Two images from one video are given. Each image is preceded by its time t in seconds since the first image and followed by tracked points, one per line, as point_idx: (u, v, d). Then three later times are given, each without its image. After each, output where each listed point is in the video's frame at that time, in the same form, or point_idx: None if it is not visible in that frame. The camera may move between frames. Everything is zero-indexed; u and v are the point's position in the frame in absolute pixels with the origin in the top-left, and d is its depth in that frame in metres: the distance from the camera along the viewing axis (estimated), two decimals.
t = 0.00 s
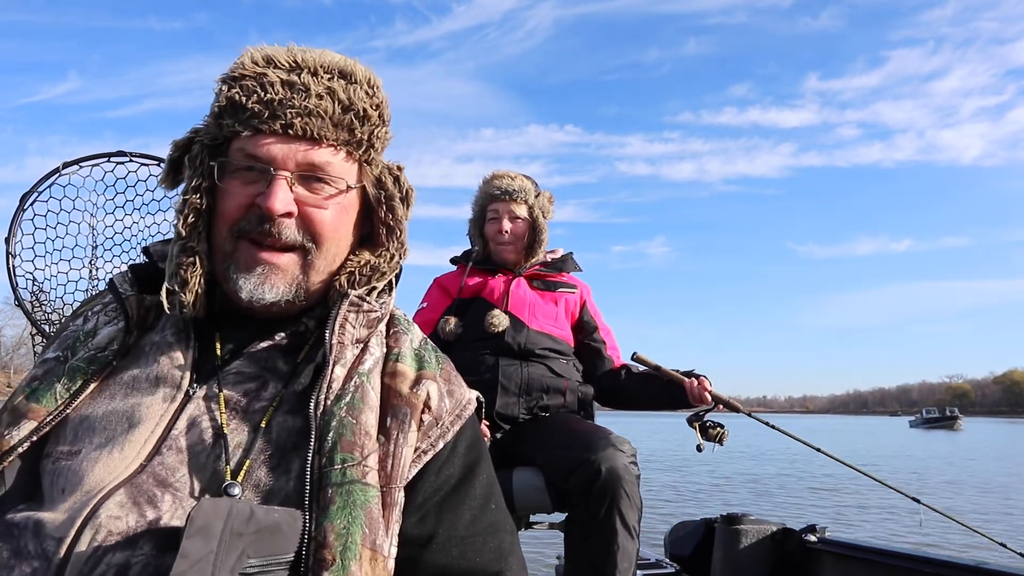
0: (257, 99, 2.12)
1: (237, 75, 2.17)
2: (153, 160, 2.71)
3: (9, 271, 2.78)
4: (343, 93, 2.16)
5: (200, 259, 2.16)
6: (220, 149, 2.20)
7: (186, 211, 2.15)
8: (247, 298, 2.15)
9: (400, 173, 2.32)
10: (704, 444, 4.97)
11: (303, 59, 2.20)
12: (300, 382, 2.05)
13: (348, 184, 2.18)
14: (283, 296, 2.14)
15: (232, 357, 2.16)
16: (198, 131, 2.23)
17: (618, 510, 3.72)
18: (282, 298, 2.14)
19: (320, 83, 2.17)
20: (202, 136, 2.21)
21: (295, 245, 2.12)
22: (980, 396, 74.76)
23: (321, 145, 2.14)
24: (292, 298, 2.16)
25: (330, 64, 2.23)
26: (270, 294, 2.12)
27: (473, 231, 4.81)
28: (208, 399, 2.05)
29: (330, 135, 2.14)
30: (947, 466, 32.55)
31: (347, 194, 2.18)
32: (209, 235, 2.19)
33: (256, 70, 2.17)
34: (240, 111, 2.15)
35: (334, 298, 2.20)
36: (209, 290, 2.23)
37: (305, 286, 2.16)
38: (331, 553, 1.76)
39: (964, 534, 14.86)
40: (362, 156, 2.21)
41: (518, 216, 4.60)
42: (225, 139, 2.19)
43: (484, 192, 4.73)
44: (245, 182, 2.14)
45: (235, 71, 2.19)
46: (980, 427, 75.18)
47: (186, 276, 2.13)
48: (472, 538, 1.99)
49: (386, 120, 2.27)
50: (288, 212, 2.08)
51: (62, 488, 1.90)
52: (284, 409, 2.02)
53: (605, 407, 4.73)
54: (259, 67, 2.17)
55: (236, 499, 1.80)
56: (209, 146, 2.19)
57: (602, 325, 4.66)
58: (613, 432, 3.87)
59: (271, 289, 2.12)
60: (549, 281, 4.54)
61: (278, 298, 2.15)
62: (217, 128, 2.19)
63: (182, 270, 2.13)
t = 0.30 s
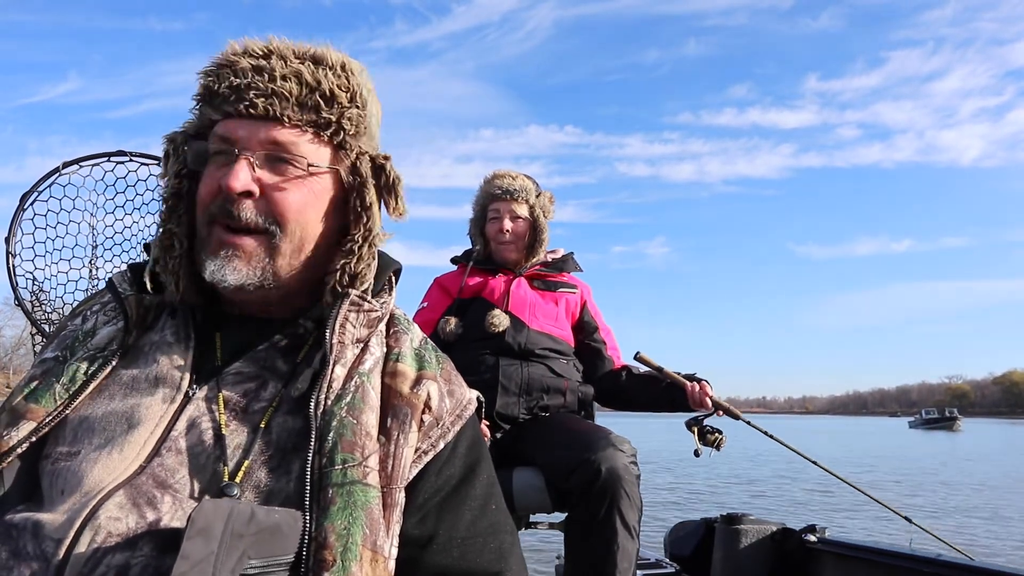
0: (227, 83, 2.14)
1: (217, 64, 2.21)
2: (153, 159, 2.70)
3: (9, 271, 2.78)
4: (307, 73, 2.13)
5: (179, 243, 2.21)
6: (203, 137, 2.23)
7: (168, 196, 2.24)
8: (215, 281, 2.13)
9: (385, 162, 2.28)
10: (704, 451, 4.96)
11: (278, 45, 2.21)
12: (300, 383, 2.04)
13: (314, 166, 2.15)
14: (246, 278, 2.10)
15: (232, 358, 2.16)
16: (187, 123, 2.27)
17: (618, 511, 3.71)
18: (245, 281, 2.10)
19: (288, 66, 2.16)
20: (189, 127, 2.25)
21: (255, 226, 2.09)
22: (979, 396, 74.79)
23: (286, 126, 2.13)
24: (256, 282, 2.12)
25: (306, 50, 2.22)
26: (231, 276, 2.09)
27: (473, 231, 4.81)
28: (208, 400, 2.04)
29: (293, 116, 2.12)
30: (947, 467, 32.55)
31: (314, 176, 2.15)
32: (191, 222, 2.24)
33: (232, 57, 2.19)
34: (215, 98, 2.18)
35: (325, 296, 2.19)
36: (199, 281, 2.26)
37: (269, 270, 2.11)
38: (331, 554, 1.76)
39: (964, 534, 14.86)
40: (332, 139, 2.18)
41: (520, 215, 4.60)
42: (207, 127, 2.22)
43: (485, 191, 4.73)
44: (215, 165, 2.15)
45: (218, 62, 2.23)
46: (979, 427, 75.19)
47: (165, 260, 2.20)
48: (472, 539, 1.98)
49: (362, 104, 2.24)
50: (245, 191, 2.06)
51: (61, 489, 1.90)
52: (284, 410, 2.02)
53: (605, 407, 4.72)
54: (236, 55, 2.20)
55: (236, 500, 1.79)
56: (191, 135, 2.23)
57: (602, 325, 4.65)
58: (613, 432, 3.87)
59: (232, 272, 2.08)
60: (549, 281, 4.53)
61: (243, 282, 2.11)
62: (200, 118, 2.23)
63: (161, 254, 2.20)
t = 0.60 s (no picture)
0: (216, 76, 2.18)
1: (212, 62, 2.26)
2: (153, 159, 2.71)
3: (9, 271, 2.78)
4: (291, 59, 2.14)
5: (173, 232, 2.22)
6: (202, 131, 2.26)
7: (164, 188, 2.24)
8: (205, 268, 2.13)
9: (374, 150, 2.27)
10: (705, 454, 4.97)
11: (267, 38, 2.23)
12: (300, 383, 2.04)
13: (298, 150, 2.14)
14: (234, 263, 2.08)
15: (233, 358, 2.16)
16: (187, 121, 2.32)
17: (618, 511, 3.71)
18: (234, 266, 2.09)
19: (274, 55, 2.18)
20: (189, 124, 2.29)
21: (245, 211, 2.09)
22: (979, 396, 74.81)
23: (270, 112, 2.14)
24: (244, 267, 2.10)
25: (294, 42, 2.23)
26: (219, 261, 2.08)
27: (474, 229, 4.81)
28: (209, 400, 2.05)
29: (276, 101, 2.13)
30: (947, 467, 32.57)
31: (300, 160, 2.14)
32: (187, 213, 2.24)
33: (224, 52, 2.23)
34: (209, 93, 2.22)
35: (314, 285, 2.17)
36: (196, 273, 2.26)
37: (256, 254, 2.10)
38: (332, 555, 1.76)
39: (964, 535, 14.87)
40: (316, 125, 2.17)
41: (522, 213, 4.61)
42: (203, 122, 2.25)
43: (486, 190, 4.74)
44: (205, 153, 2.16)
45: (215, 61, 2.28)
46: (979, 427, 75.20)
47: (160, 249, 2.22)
48: (473, 539, 1.99)
49: (347, 91, 2.22)
50: (231, 174, 2.08)
51: (62, 490, 1.90)
52: (285, 410, 2.02)
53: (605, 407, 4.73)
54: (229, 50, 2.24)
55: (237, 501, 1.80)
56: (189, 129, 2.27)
57: (602, 325, 4.66)
58: (613, 433, 3.87)
59: (220, 256, 2.08)
60: (550, 281, 4.53)
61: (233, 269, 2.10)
62: (198, 114, 2.26)
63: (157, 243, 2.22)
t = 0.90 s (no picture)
0: (246, 70, 2.25)
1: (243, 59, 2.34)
2: (154, 159, 2.71)
3: (9, 271, 2.78)
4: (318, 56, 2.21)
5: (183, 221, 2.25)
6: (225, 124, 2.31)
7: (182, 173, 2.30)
8: (212, 245, 2.11)
9: (390, 153, 2.29)
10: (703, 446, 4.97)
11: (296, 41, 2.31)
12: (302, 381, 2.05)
13: (316, 141, 2.16)
14: (242, 240, 2.07)
15: (234, 356, 2.16)
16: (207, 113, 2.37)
17: (618, 510, 3.71)
18: (241, 243, 2.08)
19: (302, 54, 2.25)
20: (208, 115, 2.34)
21: (259, 190, 2.10)
22: (979, 396, 74.83)
23: (293, 104, 2.19)
24: (252, 246, 2.09)
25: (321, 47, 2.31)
26: (227, 235, 2.06)
27: (473, 230, 4.81)
28: (209, 399, 2.05)
29: (301, 95, 2.19)
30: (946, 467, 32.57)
31: (316, 150, 2.16)
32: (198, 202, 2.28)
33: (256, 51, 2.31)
34: (235, 87, 2.29)
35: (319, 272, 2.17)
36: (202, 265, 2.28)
37: (265, 234, 2.09)
38: (333, 554, 1.76)
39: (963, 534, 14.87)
40: (336, 121, 2.21)
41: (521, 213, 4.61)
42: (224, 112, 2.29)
43: (485, 191, 4.74)
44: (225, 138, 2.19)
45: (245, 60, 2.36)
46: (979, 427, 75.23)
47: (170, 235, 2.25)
48: (474, 539, 1.99)
49: (369, 95, 2.28)
50: (249, 153, 2.10)
51: (62, 489, 1.90)
52: (285, 409, 2.02)
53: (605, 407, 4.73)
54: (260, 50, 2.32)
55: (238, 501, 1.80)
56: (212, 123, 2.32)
57: (602, 325, 4.66)
58: (613, 432, 3.87)
59: (228, 230, 2.06)
60: (550, 281, 4.53)
61: (240, 247, 2.09)
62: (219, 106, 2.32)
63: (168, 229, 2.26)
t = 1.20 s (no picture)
0: (251, 71, 2.26)
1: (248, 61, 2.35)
2: (154, 160, 2.71)
3: (9, 271, 2.78)
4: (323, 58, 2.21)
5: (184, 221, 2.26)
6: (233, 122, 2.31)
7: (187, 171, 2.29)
8: (215, 240, 2.12)
9: (392, 155, 2.29)
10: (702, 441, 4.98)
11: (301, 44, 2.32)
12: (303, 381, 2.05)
13: (320, 140, 2.16)
14: (245, 236, 2.08)
15: (234, 354, 2.17)
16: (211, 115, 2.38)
17: (618, 509, 3.72)
18: (245, 238, 2.08)
19: (307, 55, 2.25)
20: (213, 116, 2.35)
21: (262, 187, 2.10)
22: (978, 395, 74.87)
23: (298, 104, 2.19)
24: (255, 243, 2.09)
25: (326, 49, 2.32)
26: (230, 231, 2.07)
27: (471, 231, 4.80)
28: (209, 398, 2.05)
29: (305, 95, 2.19)
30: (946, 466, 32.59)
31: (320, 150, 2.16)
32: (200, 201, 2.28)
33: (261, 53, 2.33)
34: (239, 87, 2.29)
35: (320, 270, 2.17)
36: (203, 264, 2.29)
37: (268, 230, 2.09)
38: (334, 553, 1.76)
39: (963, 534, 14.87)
40: (339, 122, 2.21)
41: (516, 214, 4.59)
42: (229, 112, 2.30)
43: (483, 192, 4.73)
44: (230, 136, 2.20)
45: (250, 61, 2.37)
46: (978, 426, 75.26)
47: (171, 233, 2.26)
48: (474, 537, 1.99)
49: (373, 98, 2.29)
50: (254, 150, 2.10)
51: (63, 487, 1.91)
52: (285, 407, 2.02)
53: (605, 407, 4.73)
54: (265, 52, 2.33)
55: (238, 499, 1.80)
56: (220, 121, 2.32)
57: (602, 325, 4.67)
58: (613, 432, 3.88)
59: (232, 226, 2.07)
60: (549, 281, 4.53)
61: (243, 243, 2.09)
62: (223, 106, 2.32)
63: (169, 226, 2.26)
